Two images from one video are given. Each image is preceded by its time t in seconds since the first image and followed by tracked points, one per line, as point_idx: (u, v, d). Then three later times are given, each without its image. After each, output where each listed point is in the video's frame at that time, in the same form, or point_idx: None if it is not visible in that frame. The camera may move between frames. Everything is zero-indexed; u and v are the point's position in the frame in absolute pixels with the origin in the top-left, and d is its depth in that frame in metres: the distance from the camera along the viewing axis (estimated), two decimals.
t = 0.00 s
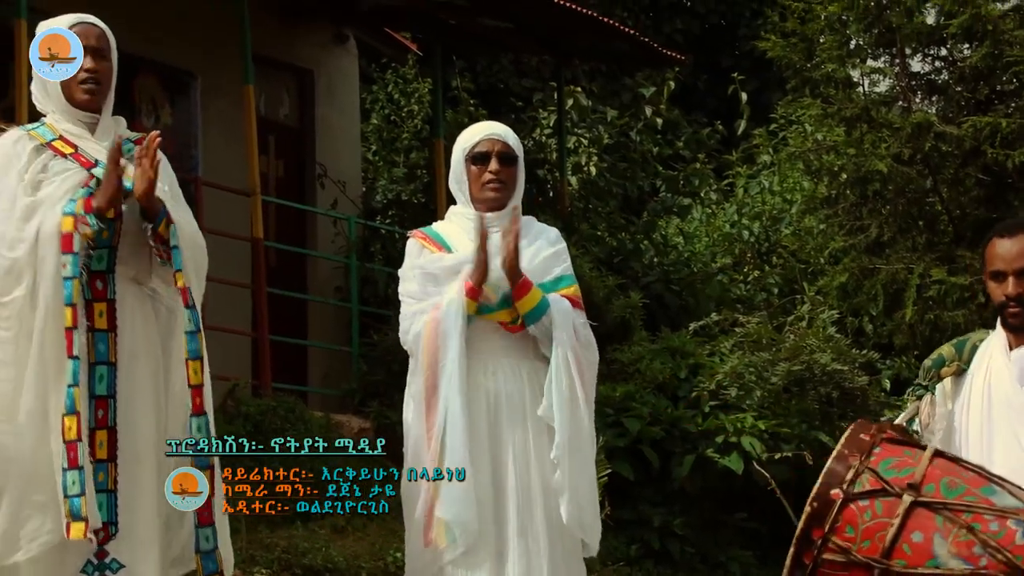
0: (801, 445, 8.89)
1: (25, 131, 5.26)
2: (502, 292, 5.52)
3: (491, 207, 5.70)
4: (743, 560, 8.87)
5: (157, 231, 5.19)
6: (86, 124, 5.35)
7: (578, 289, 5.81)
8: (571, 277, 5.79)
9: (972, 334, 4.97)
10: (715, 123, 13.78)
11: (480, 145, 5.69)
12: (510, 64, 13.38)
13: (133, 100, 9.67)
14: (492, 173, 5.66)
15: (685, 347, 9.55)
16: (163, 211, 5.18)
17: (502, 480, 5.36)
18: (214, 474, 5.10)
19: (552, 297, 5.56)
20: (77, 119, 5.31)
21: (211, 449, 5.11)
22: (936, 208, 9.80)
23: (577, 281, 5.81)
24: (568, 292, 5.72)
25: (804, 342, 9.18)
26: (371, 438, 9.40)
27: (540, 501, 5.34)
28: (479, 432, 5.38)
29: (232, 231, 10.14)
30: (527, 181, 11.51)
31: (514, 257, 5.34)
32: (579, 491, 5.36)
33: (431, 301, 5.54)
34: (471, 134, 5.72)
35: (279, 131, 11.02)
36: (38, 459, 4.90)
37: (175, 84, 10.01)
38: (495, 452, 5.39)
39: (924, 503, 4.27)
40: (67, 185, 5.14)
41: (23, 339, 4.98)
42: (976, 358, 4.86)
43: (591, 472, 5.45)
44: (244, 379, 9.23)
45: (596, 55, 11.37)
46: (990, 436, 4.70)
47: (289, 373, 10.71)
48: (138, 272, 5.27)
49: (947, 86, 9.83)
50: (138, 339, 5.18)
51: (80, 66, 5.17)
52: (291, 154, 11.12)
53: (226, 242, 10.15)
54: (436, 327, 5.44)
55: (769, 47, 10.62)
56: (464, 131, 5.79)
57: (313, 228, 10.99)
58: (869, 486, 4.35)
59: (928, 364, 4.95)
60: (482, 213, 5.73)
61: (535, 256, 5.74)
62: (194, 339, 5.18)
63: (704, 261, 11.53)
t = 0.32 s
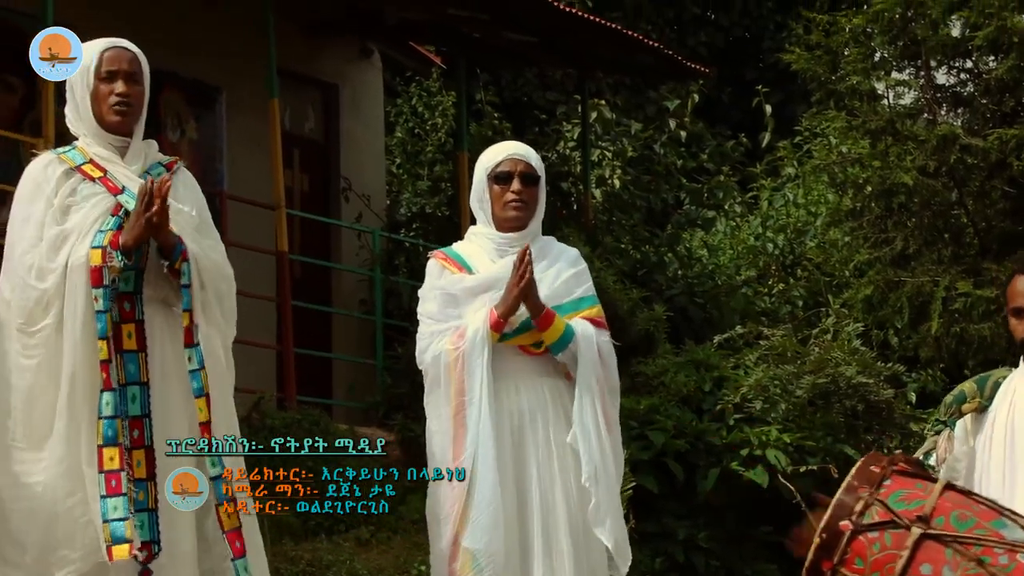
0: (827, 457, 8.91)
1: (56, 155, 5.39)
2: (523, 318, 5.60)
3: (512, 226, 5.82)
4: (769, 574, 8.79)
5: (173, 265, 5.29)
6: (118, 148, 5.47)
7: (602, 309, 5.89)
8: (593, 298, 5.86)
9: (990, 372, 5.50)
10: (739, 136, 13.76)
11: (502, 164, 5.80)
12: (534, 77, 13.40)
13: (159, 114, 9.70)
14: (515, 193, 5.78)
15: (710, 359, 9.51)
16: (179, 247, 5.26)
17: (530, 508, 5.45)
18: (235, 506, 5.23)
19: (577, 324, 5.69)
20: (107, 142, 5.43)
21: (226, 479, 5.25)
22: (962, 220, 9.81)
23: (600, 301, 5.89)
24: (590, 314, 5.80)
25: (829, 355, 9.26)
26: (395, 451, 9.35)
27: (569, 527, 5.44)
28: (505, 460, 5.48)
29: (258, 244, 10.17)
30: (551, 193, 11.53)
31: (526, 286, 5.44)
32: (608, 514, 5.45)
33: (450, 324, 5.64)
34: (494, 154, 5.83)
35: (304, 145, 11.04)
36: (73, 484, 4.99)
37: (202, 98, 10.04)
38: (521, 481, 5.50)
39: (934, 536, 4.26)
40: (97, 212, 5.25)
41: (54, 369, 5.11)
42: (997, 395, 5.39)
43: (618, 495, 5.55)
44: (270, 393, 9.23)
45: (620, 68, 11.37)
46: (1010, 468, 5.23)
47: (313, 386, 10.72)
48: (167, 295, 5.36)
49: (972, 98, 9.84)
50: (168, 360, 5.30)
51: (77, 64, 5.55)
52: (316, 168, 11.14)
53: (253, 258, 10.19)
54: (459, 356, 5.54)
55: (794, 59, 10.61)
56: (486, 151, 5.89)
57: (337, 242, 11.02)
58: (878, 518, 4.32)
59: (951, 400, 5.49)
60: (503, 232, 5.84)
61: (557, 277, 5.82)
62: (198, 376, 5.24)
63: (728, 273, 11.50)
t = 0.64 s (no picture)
0: (858, 468, 8.86)
1: (77, 157, 5.26)
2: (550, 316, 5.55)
3: (539, 227, 5.79)
4: None
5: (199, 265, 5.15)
6: (140, 152, 5.34)
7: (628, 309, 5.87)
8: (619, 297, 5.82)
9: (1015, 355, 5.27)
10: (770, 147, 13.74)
11: (528, 167, 5.79)
12: (564, 88, 13.39)
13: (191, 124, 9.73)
14: (541, 195, 5.76)
15: (740, 370, 9.48)
16: (204, 245, 5.12)
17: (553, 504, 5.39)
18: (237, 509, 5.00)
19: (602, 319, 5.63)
20: (129, 146, 5.31)
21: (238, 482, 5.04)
22: (994, 230, 9.78)
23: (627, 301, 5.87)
24: (618, 311, 5.77)
25: (860, 366, 9.20)
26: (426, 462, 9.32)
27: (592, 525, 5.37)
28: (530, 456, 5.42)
29: (289, 254, 10.23)
30: (581, 204, 11.54)
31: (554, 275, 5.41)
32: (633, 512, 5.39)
33: (481, 321, 5.60)
34: (520, 156, 5.81)
35: (334, 156, 11.06)
36: (98, 487, 4.80)
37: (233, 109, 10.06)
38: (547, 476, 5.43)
39: None
40: (118, 212, 5.12)
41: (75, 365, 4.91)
42: None
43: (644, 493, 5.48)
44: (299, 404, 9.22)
45: (649, 79, 11.35)
46: None
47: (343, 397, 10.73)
48: (183, 300, 5.18)
49: (1005, 108, 9.79)
50: (186, 364, 5.08)
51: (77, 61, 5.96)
52: (346, 179, 11.16)
53: (284, 268, 10.22)
54: (489, 349, 5.50)
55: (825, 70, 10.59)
56: (511, 154, 5.88)
57: (367, 251, 11.03)
58: (994, 529, 3.55)
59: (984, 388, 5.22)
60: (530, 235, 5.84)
61: (584, 276, 5.80)
62: (234, 372, 5.11)
63: (759, 283, 11.46)
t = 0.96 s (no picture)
0: (891, 477, 8.81)
1: (104, 174, 5.34)
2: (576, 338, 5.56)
3: (566, 242, 5.82)
4: None
5: (220, 284, 5.22)
6: (165, 167, 5.41)
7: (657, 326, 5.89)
8: (648, 315, 5.86)
9: None
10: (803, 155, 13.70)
11: (555, 182, 5.82)
12: (596, 96, 13.39)
13: (223, 133, 9.77)
14: (568, 210, 5.79)
15: (773, 379, 9.44)
16: (226, 265, 5.20)
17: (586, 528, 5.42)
18: (280, 524, 5.12)
19: (627, 340, 5.66)
20: (154, 161, 5.38)
21: (271, 499, 5.14)
22: None
23: (656, 318, 5.88)
24: (646, 330, 5.80)
25: (894, 375, 9.14)
26: (458, 470, 9.32)
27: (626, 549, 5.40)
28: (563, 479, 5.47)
29: (321, 264, 10.24)
30: (613, 213, 11.56)
31: (578, 301, 5.43)
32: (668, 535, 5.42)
33: (508, 342, 5.66)
34: (548, 171, 5.85)
35: (366, 165, 11.09)
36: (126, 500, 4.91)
37: (266, 119, 10.09)
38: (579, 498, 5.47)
39: None
40: (148, 230, 5.21)
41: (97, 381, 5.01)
42: None
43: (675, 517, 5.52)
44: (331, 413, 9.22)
45: (682, 87, 11.34)
46: None
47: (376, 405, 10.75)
48: (214, 314, 5.28)
49: None
50: (216, 378, 5.22)
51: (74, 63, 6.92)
52: (378, 188, 11.19)
53: (315, 278, 10.23)
54: (517, 374, 5.56)
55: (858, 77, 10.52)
56: (538, 169, 5.91)
57: (399, 258, 11.04)
58: None
59: None
60: (557, 249, 5.85)
61: (612, 293, 5.81)
62: (242, 395, 5.16)
63: (792, 292, 11.43)
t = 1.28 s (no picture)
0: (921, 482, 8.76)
1: (141, 178, 5.39)
2: (596, 327, 5.71)
3: (587, 239, 5.90)
4: None
5: (257, 273, 5.24)
6: (201, 169, 5.45)
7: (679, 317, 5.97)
8: (670, 305, 5.94)
9: None
10: (832, 159, 13.67)
11: (576, 180, 5.90)
12: (624, 101, 13.39)
13: (252, 138, 9.80)
14: (589, 207, 5.87)
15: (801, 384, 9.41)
16: (263, 256, 5.22)
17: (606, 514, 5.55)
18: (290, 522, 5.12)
19: (648, 329, 5.77)
20: (190, 163, 5.41)
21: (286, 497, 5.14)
22: None
23: (678, 309, 5.96)
24: (669, 321, 5.89)
25: (923, 380, 9.13)
26: (487, 474, 9.33)
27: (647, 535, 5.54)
28: (585, 467, 5.59)
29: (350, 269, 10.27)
30: (640, 217, 11.55)
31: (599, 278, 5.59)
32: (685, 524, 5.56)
33: (528, 333, 5.75)
34: (567, 170, 5.93)
35: (395, 170, 11.11)
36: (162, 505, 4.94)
37: (294, 124, 10.11)
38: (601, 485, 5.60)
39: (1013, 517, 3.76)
40: (184, 231, 5.23)
41: (137, 385, 5.03)
42: None
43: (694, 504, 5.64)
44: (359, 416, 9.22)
45: (710, 91, 11.33)
46: None
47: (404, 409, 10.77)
48: (255, 312, 5.30)
49: None
50: (255, 376, 5.25)
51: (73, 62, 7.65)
52: (406, 193, 11.21)
53: (343, 283, 10.25)
54: (539, 361, 5.66)
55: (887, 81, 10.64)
56: (560, 168, 6.00)
57: (426, 264, 11.06)
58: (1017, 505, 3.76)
59: None
60: (578, 246, 5.93)
61: (634, 286, 5.90)
62: (276, 389, 5.16)
63: (821, 296, 11.40)
